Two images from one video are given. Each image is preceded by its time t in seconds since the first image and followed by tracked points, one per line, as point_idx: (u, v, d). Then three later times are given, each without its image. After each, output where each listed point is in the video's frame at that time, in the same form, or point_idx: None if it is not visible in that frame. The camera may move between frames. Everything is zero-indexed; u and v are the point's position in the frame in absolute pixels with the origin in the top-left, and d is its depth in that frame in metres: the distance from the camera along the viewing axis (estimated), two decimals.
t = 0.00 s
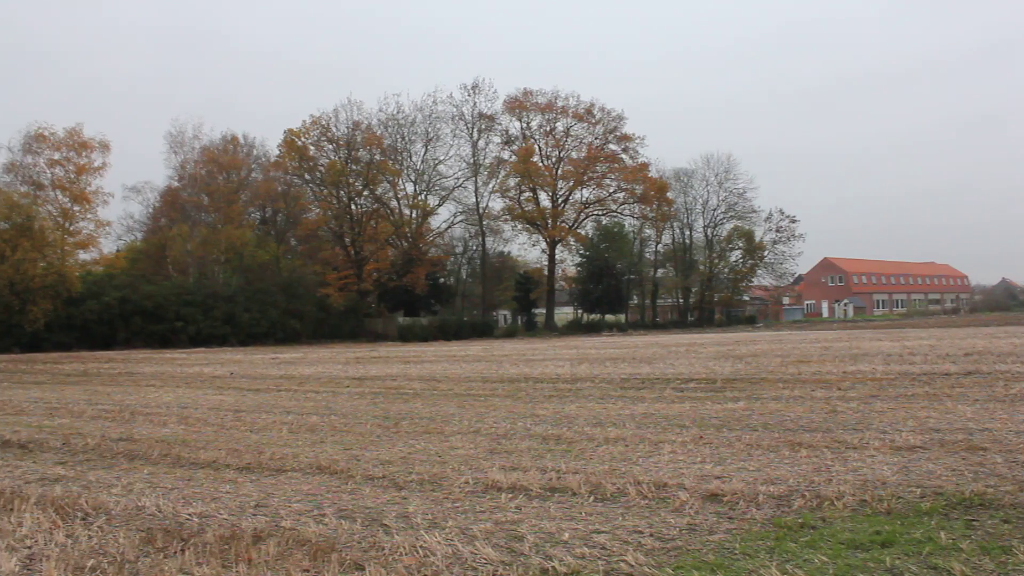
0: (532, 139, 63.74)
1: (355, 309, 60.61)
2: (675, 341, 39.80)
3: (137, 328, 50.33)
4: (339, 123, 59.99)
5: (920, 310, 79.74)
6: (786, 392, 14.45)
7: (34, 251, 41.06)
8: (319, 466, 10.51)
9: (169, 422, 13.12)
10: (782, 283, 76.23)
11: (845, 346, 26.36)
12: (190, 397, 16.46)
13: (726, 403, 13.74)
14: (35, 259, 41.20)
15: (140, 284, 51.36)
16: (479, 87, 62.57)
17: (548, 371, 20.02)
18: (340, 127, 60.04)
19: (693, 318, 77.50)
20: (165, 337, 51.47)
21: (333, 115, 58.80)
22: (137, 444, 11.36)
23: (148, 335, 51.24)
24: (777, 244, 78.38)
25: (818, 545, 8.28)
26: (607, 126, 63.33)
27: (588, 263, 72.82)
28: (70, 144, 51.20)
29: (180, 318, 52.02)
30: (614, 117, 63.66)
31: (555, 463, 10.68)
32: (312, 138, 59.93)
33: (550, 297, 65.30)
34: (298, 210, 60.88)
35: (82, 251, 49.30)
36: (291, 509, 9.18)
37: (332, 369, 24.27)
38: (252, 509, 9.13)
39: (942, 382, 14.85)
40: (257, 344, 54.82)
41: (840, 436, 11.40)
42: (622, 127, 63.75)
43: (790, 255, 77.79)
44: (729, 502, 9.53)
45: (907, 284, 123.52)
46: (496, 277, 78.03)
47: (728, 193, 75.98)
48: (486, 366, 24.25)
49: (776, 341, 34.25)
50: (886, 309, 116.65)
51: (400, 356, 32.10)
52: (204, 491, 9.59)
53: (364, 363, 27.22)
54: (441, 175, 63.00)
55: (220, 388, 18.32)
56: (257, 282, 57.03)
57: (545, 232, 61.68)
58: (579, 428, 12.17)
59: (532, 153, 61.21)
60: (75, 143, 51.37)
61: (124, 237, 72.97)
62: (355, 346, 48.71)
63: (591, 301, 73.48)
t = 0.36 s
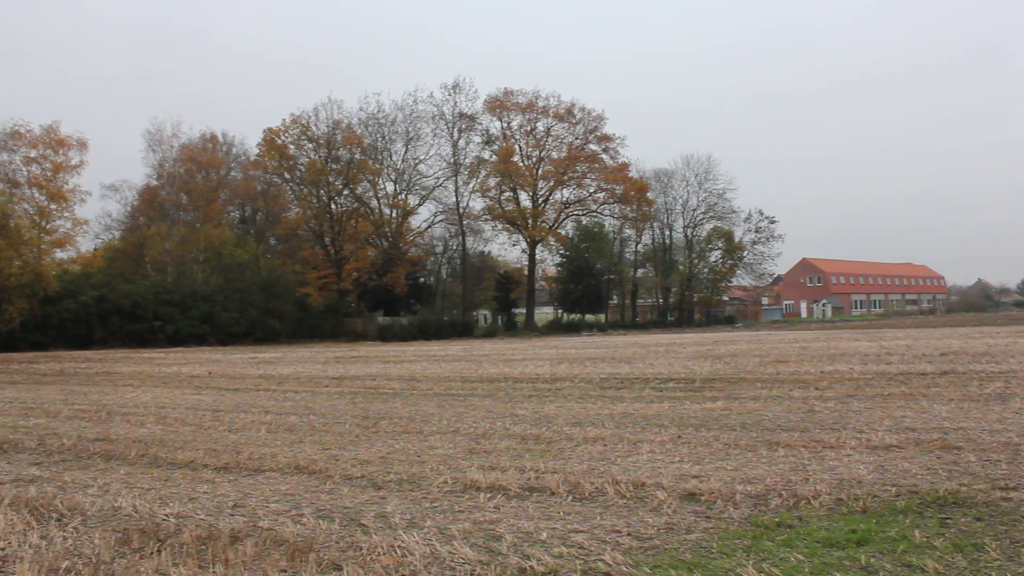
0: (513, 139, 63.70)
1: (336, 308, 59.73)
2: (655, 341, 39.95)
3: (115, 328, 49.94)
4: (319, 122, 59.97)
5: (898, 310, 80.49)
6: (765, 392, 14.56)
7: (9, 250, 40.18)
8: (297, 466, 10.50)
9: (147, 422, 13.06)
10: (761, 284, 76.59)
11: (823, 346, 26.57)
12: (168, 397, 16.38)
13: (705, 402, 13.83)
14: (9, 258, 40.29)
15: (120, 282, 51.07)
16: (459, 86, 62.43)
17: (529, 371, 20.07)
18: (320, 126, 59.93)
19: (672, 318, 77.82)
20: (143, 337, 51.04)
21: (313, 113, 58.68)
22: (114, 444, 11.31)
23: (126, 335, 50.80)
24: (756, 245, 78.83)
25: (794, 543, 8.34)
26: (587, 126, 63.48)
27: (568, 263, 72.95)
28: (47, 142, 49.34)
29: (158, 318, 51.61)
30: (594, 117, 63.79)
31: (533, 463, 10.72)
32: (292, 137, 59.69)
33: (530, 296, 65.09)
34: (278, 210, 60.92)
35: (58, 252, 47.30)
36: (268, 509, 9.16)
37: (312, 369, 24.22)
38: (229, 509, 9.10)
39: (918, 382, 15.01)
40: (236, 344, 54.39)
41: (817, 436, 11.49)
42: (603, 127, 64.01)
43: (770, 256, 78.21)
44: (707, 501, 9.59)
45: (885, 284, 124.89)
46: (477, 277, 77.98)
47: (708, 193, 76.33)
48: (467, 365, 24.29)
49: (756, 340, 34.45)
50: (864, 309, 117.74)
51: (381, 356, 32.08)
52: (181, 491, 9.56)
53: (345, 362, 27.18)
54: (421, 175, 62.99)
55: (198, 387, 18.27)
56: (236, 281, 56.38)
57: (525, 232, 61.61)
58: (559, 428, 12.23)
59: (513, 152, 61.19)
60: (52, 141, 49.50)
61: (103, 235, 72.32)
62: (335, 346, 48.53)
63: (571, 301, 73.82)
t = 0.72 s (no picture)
0: (494, 138, 63.68)
1: (316, 307, 60.19)
2: (634, 341, 40.12)
3: (92, 326, 49.47)
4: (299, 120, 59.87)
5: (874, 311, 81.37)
6: (743, 392, 14.66)
7: None
8: (276, 466, 10.49)
9: (124, 421, 13.00)
10: (741, 284, 77.09)
11: (801, 346, 26.79)
12: (146, 396, 16.30)
13: (683, 402, 13.92)
14: None
15: (99, 280, 50.55)
16: (441, 85, 62.37)
17: (509, 370, 20.14)
18: (301, 124, 59.78)
19: (652, 318, 78.14)
20: (121, 335, 50.58)
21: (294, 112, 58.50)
22: (91, 444, 11.26)
23: (104, 334, 50.28)
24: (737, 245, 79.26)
25: (771, 542, 8.40)
26: (569, 126, 63.60)
27: (549, 262, 72.40)
28: (25, 138, 48.21)
29: (137, 317, 51.13)
30: (575, 117, 63.94)
31: (512, 462, 10.75)
32: (273, 134, 59.52)
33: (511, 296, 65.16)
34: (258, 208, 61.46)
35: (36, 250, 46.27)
36: (246, 509, 9.14)
37: (291, 368, 24.18)
38: (207, 509, 9.07)
39: (895, 382, 15.18)
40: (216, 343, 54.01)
41: (795, 435, 11.59)
42: (584, 128, 64.12)
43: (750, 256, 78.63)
44: (685, 500, 9.65)
45: (864, 285, 126.09)
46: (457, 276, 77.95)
47: (689, 194, 76.66)
48: (447, 364, 24.31)
49: (734, 340, 34.67)
50: (843, 310, 118.61)
51: (360, 355, 32.07)
52: (159, 491, 9.52)
53: (325, 362, 27.12)
54: (402, 174, 63.00)
55: (177, 387, 18.20)
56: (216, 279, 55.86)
57: (506, 231, 61.61)
58: (538, 427, 12.28)
59: (494, 151, 61.15)
60: (30, 137, 48.43)
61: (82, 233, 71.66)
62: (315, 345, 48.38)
63: (552, 301, 73.50)
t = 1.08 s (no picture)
0: (475, 135, 63.54)
1: (296, 304, 60.47)
2: (614, 338, 40.09)
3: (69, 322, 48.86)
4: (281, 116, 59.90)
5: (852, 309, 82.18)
6: (722, 389, 14.78)
7: None
8: (254, 462, 10.51)
9: (101, 418, 12.96)
10: (721, 282, 77.51)
11: (779, 344, 26.98)
12: (124, 392, 16.25)
13: (662, 399, 14.02)
14: None
15: (76, 276, 49.96)
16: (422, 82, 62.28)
17: (489, 367, 20.18)
18: (282, 120, 59.92)
19: (633, 315, 78.48)
20: (99, 331, 50.08)
21: (274, 107, 58.56)
22: (67, 441, 11.24)
23: (81, 330, 49.71)
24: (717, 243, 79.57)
25: (747, 538, 8.47)
26: (550, 123, 63.69)
27: (529, 260, 71.73)
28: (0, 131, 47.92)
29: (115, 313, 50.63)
30: (557, 114, 63.95)
31: (491, 459, 10.78)
32: (253, 130, 59.67)
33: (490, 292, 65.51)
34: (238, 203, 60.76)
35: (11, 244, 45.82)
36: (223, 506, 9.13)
37: (271, 364, 24.13)
38: (184, 506, 9.06)
39: (873, 379, 15.33)
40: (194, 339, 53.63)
41: (773, 432, 11.69)
42: (565, 125, 64.17)
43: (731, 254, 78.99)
44: (663, 497, 9.71)
45: (843, 284, 127.06)
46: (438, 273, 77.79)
47: (670, 191, 76.90)
48: (426, 361, 24.34)
49: (713, 338, 34.71)
50: (821, 308, 119.53)
51: (340, 351, 32.00)
52: (135, 487, 9.51)
53: (304, 358, 27.09)
54: (383, 170, 63.04)
55: (154, 383, 18.12)
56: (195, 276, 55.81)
57: (487, 228, 61.53)
58: (517, 424, 12.33)
59: (475, 148, 60.97)
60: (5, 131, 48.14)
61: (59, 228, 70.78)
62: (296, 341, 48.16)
63: (532, 298, 72.82)
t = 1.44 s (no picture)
0: (457, 133, 63.45)
1: (276, 302, 59.13)
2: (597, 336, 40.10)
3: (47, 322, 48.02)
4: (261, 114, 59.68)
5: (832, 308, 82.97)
6: (701, 387, 14.89)
7: None
8: (235, 461, 10.49)
9: (80, 418, 12.88)
10: (702, 280, 78.22)
11: (759, 342, 27.15)
12: (102, 392, 16.16)
13: (643, 397, 14.12)
14: None
15: (54, 275, 49.26)
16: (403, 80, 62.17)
17: (470, 365, 20.21)
18: (262, 117, 59.59)
19: (614, 313, 79.02)
20: (78, 330, 49.45)
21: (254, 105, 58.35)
22: (44, 441, 11.17)
23: (60, 329, 49.04)
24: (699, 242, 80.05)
25: (727, 535, 8.52)
26: (532, 121, 63.78)
27: (511, 257, 71.28)
28: None
29: (94, 311, 50.02)
30: (538, 113, 64.04)
31: (472, 457, 10.82)
32: (234, 128, 59.24)
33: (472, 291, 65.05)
34: (219, 202, 59.48)
35: None
36: (203, 505, 9.11)
37: (251, 363, 24.03)
38: (163, 506, 9.02)
39: (850, 377, 15.49)
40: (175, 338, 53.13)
41: (752, 430, 11.78)
42: (546, 123, 64.39)
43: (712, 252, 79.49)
44: (643, 494, 9.77)
45: (824, 282, 128.07)
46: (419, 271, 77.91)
47: (651, 190, 77.25)
48: (407, 360, 24.37)
49: (694, 337, 34.83)
50: (802, 305, 120.38)
51: (321, 350, 31.98)
52: (113, 488, 9.46)
53: (285, 357, 27.01)
54: (364, 168, 63.04)
55: (133, 382, 17.99)
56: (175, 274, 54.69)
57: (468, 226, 61.45)
58: (498, 422, 12.37)
59: (456, 146, 60.89)
60: None
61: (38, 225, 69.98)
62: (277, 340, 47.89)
63: (514, 296, 71.98)
